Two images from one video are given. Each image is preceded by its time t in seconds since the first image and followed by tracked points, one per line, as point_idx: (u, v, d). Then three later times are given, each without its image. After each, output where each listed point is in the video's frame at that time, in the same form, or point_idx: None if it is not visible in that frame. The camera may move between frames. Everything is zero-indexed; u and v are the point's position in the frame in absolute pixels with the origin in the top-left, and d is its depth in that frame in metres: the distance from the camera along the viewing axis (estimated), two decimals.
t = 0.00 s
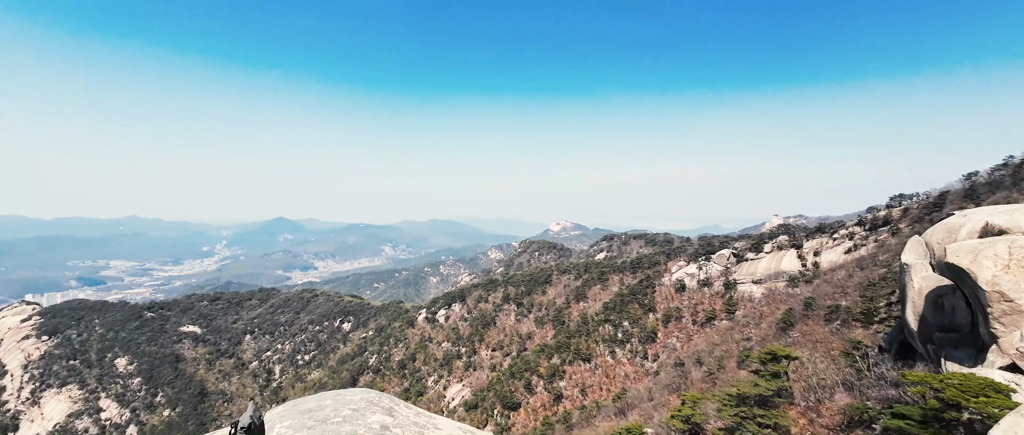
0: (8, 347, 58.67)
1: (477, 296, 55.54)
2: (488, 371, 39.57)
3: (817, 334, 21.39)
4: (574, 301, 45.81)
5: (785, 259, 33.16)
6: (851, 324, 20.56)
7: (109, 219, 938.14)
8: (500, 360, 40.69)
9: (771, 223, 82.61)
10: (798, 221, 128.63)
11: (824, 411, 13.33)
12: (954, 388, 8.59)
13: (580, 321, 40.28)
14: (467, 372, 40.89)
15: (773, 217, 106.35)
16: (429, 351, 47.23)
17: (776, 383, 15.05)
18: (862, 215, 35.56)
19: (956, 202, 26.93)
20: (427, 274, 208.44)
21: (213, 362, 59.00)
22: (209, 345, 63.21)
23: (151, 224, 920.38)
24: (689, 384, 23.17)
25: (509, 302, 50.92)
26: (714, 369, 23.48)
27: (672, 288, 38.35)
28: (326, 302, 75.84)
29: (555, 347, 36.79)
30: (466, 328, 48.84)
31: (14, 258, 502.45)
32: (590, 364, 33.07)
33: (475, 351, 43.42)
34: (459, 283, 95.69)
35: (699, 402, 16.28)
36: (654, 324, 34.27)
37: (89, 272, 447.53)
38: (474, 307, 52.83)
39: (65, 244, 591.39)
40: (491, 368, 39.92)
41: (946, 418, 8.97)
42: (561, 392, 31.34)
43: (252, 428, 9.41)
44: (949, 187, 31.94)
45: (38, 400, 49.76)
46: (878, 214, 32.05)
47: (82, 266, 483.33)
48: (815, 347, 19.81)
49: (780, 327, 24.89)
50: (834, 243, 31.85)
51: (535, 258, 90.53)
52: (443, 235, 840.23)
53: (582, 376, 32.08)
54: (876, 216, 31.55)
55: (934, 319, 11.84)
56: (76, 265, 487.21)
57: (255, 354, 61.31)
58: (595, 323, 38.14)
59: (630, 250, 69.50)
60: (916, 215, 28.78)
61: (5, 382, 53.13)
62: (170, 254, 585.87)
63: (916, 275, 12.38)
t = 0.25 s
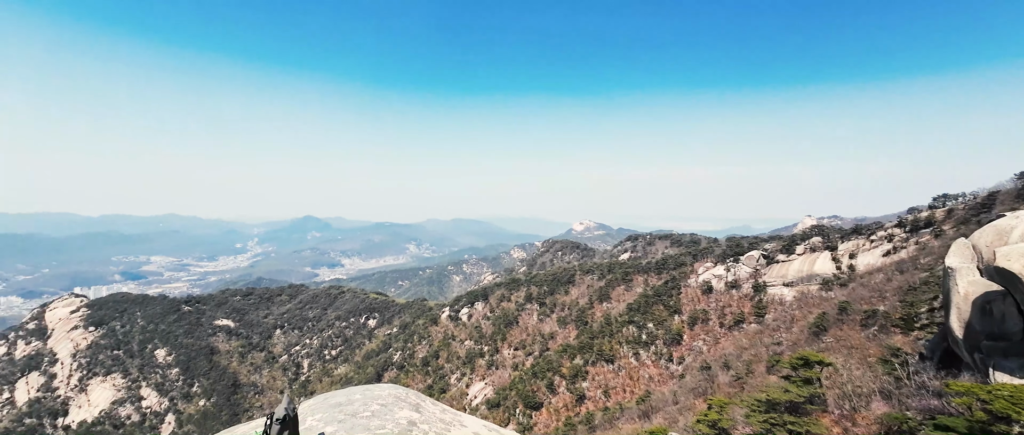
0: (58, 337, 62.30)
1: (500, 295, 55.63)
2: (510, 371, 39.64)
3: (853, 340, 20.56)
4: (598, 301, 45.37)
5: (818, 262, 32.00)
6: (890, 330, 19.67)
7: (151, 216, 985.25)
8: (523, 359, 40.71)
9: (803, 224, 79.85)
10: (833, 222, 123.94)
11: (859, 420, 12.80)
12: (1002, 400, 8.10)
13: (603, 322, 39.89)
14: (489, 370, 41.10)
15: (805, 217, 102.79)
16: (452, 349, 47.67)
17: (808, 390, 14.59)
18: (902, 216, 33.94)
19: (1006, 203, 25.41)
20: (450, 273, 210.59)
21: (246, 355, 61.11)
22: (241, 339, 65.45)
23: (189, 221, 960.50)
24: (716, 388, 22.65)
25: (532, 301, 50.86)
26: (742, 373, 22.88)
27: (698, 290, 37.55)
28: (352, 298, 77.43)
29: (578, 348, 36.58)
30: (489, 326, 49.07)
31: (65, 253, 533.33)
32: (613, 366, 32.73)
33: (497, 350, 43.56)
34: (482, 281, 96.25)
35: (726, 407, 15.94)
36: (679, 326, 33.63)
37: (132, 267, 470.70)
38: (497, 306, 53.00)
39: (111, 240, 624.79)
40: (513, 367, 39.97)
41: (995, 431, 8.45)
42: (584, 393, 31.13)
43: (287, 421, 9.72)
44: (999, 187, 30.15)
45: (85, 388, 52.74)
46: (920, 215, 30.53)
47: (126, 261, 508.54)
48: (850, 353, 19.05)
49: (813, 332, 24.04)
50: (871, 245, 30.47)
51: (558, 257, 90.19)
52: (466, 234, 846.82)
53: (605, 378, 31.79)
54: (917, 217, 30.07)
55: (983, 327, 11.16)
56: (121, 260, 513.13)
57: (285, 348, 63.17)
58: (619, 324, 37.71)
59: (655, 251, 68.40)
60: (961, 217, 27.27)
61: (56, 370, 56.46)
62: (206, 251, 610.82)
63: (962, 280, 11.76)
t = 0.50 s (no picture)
0: (102, 328, 65.67)
1: (521, 294, 55.65)
2: (531, 370, 39.63)
3: (889, 346, 19.74)
4: (620, 301, 44.88)
5: (852, 264, 30.79)
6: (930, 336, 18.80)
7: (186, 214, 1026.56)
8: (544, 358, 40.62)
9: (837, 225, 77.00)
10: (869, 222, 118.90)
11: (896, 429, 12.27)
12: None
13: (626, 322, 39.42)
14: (510, 369, 41.16)
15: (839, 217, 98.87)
16: (474, 347, 47.94)
17: (840, 397, 14.16)
18: (944, 217, 32.33)
19: None
20: (472, 271, 211.95)
21: (274, 349, 62.94)
22: (270, 333, 67.45)
23: (221, 219, 995.54)
24: (743, 393, 22.09)
25: (553, 301, 50.70)
26: (770, 378, 22.26)
27: (725, 292, 36.66)
28: (376, 295, 78.76)
29: (600, 348, 36.26)
30: (510, 325, 49.16)
31: (108, 249, 560.74)
32: (636, 367, 32.32)
33: (519, 349, 43.62)
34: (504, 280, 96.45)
35: (754, 412, 15.61)
36: (705, 328, 32.93)
37: (169, 262, 491.04)
38: (518, 305, 53.02)
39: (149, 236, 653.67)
40: (535, 366, 39.93)
41: None
42: (606, 394, 30.87)
43: (318, 414, 10.00)
44: None
45: (126, 377, 55.48)
46: (964, 216, 29.00)
47: (163, 257, 531.09)
48: (887, 359, 18.30)
49: (846, 337, 23.18)
50: (910, 247, 29.15)
51: (580, 257, 89.55)
52: (488, 233, 850.22)
53: (627, 379, 31.40)
54: (960, 218, 28.60)
55: None
56: (158, 256, 536.03)
57: (311, 343, 64.77)
58: (642, 324, 37.22)
59: (679, 251, 67.13)
60: (1009, 218, 25.80)
61: (99, 359, 59.52)
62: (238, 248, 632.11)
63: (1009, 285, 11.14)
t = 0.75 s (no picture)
0: (140, 321, 68.75)
1: (542, 293, 55.51)
2: (552, 369, 39.52)
3: (927, 351, 18.92)
4: (643, 302, 44.32)
5: (887, 266, 29.59)
6: (971, 343, 17.94)
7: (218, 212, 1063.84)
8: (566, 358, 40.43)
9: (870, 226, 74.23)
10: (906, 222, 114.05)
11: None
12: None
13: (649, 323, 38.87)
14: (532, 368, 41.19)
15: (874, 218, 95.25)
16: (494, 345, 48.13)
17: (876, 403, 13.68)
18: (987, 217, 30.72)
19: None
20: (493, 270, 212.99)
21: (301, 344, 64.61)
22: (297, 328, 69.24)
23: (251, 217, 1026.96)
24: (770, 397, 21.56)
25: (575, 300, 50.44)
26: (799, 382, 21.63)
27: (752, 293, 35.75)
28: (399, 293, 79.85)
29: (622, 349, 35.90)
30: (531, 324, 49.13)
31: (146, 246, 585.87)
32: (659, 368, 31.86)
33: (539, 348, 43.58)
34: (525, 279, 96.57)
35: (782, 417, 15.31)
36: (730, 330, 32.18)
37: (202, 259, 509.38)
38: (539, 304, 52.93)
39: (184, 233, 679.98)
40: (556, 366, 39.80)
41: None
42: (628, 395, 30.55)
43: (347, 408, 10.45)
44: None
45: (162, 369, 57.97)
46: (1009, 216, 27.48)
47: (196, 253, 551.70)
48: (924, 365, 17.52)
49: (880, 341, 22.31)
50: (951, 248, 27.76)
51: (601, 257, 88.87)
52: (509, 232, 852.07)
53: (650, 381, 30.99)
54: (1006, 218, 27.11)
55: None
56: (192, 253, 556.91)
57: (336, 339, 66.18)
58: (665, 326, 36.68)
59: (704, 251, 65.83)
60: None
61: (138, 351, 62.34)
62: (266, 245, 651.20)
63: None
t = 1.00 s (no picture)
0: (176, 315, 71.61)
1: (563, 293, 55.26)
2: (573, 370, 39.31)
3: (970, 359, 18.00)
4: (666, 303, 43.64)
5: (925, 268, 28.28)
6: (1019, 351, 16.96)
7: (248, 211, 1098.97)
8: (587, 359, 40.16)
9: (907, 227, 71.19)
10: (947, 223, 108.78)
11: None
12: None
13: (672, 325, 38.25)
14: (553, 367, 41.09)
15: (911, 218, 91.22)
16: (515, 344, 48.21)
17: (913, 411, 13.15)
18: None
19: None
20: (514, 270, 213.35)
21: (327, 340, 66.09)
22: (323, 325, 70.88)
23: (279, 216, 1056.70)
24: (799, 403, 20.95)
25: (596, 301, 50.01)
26: (831, 388, 20.93)
27: (780, 295, 34.73)
28: (421, 291, 80.77)
29: (644, 350, 35.41)
30: (552, 324, 48.96)
31: (181, 243, 609.93)
32: (683, 371, 31.31)
33: (560, 348, 43.41)
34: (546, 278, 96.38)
35: (813, 423, 14.88)
36: (757, 333, 31.36)
37: (233, 256, 527.00)
38: (560, 304, 52.69)
39: (216, 231, 704.96)
40: (577, 366, 39.58)
41: None
42: (651, 397, 30.17)
43: (375, 403, 10.84)
44: None
45: (196, 362, 60.23)
46: None
47: (228, 251, 571.25)
48: (967, 373, 16.67)
49: (918, 347, 21.38)
50: (996, 250, 26.32)
51: (623, 257, 87.91)
52: (530, 231, 851.47)
53: (674, 383, 30.51)
54: None
55: None
56: (224, 250, 576.63)
57: (360, 336, 67.45)
58: (689, 327, 36.02)
59: (730, 252, 64.29)
60: None
61: (173, 344, 65.00)
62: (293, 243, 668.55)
63: None
